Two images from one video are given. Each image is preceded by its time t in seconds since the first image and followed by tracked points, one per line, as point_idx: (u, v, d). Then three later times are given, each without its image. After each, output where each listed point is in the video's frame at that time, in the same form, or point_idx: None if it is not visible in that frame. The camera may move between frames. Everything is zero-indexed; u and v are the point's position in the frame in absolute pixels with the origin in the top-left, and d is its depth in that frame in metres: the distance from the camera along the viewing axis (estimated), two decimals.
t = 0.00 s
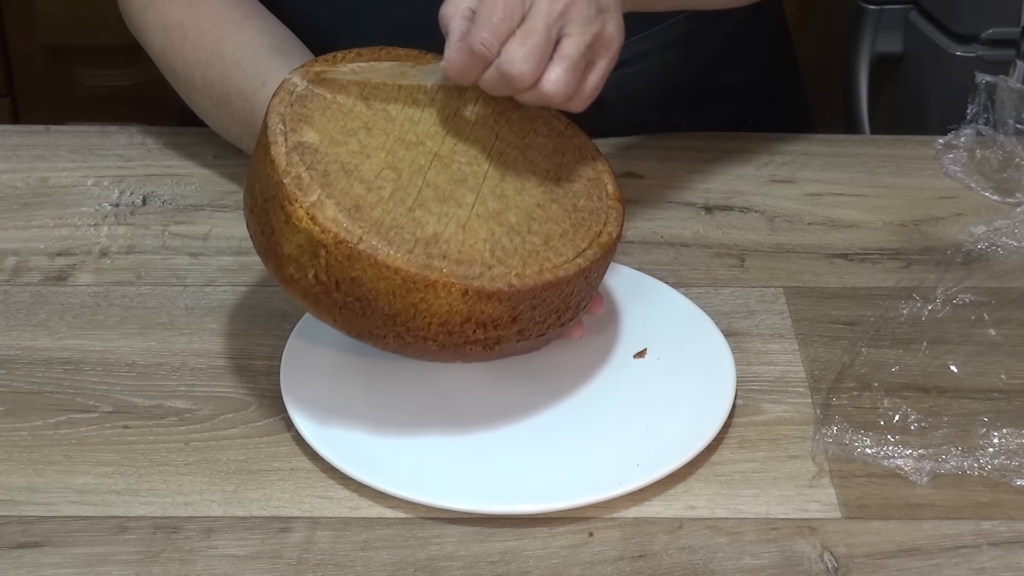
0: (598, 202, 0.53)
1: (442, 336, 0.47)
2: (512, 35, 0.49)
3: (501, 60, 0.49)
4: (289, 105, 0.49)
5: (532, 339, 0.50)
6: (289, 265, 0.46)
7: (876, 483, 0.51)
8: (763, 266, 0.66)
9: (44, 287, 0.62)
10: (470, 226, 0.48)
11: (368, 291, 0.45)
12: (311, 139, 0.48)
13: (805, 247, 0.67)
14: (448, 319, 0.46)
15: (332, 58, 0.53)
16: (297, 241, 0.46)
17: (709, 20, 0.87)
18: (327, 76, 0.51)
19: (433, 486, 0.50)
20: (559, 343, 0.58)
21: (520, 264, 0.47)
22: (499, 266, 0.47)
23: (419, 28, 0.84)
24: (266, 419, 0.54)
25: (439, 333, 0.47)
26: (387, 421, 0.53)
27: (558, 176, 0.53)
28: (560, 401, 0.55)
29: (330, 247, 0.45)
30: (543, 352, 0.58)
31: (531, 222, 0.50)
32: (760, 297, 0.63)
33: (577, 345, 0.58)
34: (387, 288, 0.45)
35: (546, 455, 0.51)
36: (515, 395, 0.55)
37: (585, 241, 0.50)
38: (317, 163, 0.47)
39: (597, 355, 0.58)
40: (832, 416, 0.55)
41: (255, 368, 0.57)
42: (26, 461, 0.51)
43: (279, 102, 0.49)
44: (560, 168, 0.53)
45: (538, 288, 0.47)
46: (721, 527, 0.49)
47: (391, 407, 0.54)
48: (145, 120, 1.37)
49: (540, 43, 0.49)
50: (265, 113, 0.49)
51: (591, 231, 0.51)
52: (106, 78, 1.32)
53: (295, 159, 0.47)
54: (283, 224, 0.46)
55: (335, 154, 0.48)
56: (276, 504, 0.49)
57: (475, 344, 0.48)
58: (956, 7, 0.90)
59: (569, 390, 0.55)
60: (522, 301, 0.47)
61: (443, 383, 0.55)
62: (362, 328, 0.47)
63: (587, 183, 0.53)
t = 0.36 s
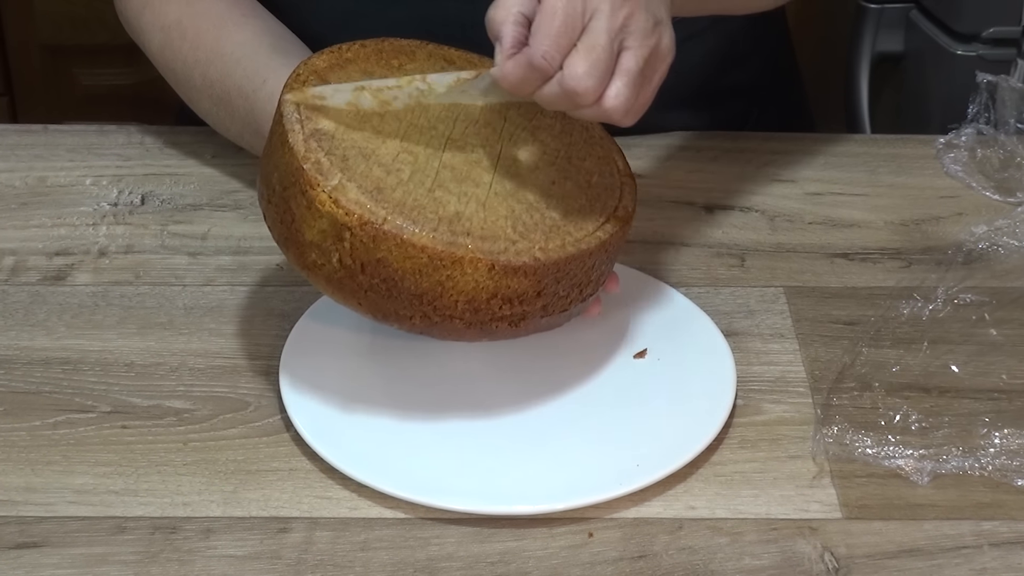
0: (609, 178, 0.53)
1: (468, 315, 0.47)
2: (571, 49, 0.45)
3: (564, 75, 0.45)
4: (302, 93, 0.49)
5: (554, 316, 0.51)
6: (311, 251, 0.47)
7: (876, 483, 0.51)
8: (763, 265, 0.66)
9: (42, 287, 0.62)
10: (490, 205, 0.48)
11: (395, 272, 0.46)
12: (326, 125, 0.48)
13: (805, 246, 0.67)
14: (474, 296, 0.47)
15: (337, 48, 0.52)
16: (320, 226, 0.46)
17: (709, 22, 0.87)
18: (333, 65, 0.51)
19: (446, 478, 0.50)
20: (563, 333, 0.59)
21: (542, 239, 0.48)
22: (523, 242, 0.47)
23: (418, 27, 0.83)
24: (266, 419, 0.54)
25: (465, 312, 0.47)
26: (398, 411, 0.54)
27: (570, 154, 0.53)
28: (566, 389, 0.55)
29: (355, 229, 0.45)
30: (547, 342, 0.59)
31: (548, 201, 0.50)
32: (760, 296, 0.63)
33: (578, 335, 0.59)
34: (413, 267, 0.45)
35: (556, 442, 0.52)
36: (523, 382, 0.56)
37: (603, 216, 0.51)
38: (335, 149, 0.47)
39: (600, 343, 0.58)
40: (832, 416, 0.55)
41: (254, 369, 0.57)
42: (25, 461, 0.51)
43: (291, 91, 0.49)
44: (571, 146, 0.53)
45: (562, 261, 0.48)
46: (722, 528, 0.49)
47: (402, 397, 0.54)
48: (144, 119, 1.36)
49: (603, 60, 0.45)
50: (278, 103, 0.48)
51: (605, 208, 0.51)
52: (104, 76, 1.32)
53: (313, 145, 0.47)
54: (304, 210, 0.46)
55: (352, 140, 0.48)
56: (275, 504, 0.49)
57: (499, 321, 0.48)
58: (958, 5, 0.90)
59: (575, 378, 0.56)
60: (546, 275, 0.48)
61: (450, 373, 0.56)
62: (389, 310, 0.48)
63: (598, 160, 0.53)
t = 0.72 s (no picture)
0: (614, 158, 0.52)
1: (479, 298, 0.48)
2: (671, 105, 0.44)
3: (666, 134, 0.44)
4: (304, 86, 0.49)
5: (563, 298, 0.50)
6: (321, 238, 0.47)
7: (877, 484, 0.51)
8: (763, 265, 0.66)
9: (41, 286, 0.62)
10: (498, 187, 0.48)
11: (406, 255, 0.46)
12: (331, 112, 0.48)
13: (805, 246, 0.67)
14: (485, 279, 0.47)
15: (337, 39, 0.53)
16: (330, 212, 0.46)
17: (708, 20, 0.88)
18: (334, 55, 0.52)
19: (451, 471, 0.50)
20: (561, 325, 0.60)
21: (552, 219, 0.48)
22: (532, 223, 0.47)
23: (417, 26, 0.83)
24: (265, 419, 0.54)
25: (476, 295, 0.47)
26: (401, 402, 0.54)
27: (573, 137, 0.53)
28: (566, 380, 0.56)
29: (366, 215, 0.45)
30: (549, 334, 0.59)
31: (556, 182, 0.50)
32: (761, 296, 0.63)
33: (575, 327, 0.59)
34: (425, 250, 0.45)
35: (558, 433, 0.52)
36: (525, 373, 0.56)
37: (609, 196, 0.51)
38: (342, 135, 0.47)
39: (599, 334, 0.59)
40: (833, 416, 0.55)
41: (253, 369, 0.57)
42: (23, 461, 0.50)
43: (294, 81, 0.50)
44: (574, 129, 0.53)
45: (571, 242, 0.48)
46: (722, 528, 0.49)
47: (404, 390, 0.55)
48: (143, 118, 1.36)
49: (705, 116, 0.44)
50: (285, 97, 0.49)
51: (612, 188, 0.51)
52: (102, 75, 1.31)
53: (321, 132, 0.47)
54: (313, 196, 0.46)
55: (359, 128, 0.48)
56: (274, 505, 0.49)
57: (510, 304, 0.48)
58: (959, 5, 0.90)
59: (575, 369, 0.56)
60: (556, 257, 0.48)
61: (453, 366, 0.56)
62: (400, 297, 0.48)
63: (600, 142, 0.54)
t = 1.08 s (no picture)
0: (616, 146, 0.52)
1: (490, 288, 0.49)
2: (767, 140, 0.45)
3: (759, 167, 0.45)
4: (306, 82, 0.49)
5: (571, 286, 0.51)
6: (331, 234, 0.47)
7: (877, 484, 0.51)
8: (763, 265, 0.65)
9: (39, 286, 0.61)
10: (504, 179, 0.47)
11: (416, 249, 0.46)
12: (333, 110, 0.48)
13: (806, 245, 0.67)
14: (495, 269, 0.48)
15: (334, 36, 0.52)
16: (339, 209, 0.46)
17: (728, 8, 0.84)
18: (332, 52, 0.51)
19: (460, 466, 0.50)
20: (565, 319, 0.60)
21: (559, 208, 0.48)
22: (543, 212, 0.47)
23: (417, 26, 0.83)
24: (263, 420, 0.54)
25: (487, 284, 0.48)
26: (406, 396, 0.54)
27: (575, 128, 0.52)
28: (569, 372, 0.56)
29: (375, 210, 0.45)
30: (552, 328, 0.59)
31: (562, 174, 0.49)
32: (761, 295, 0.63)
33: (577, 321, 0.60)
34: (435, 242, 0.46)
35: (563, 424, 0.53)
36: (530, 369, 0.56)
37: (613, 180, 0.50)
38: (346, 132, 0.47)
39: (601, 327, 0.59)
40: (834, 416, 0.55)
41: (251, 369, 0.57)
42: (21, 462, 0.50)
43: (294, 80, 0.49)
44: (576, 120, 0.53)
45: (578, 232, 0.48)
46: (722, 528, 0.48)
47: (410, 383, 0.55)
48: (142, 118, 1.36)
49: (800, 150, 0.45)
50: (286, 97, 0.48)
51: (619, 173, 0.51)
52: (101, 75, 1.31)
53: (325, 130, 0.47)
54: (321, 193, 0.47)
55: (362, 124, 0.48)
56: (273, 505, 0.49)
57: (519, 293, 0.49)
58: (960, 4, 0.90)
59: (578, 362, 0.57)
60: (563, 246, 0.48)
61: (458, 359, 0.57)
62: (410, 288, 0.49)
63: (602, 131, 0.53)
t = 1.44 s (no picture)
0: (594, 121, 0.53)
1: (479, 259, 0.48)
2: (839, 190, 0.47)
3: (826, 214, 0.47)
4: (288, 66, 0.49)
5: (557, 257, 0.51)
6: (320, 214, 0.48)
7: (878, 484, 0.51)
8: (763, 265, 0.65)
9: (37, 286, 0.61)
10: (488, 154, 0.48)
11: (405, 222, 0.47)
12: (317, 91, 0.48)
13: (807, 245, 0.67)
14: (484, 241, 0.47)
15: (314, 24, 0.52)
16: (327, 186, 0.47)
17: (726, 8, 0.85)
18: (313, 38, 0.52)
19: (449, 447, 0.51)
20: (555, 304, 0.61)
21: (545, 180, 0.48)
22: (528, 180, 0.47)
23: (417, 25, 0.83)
24: (262, 420, 0.54)
25: (476, 256, 0.48)
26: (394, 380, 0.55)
27: (554, 104, 0.52)
28: (561, 362, 0.56)
29: (363, 183, 0.46)
30: (537, 314, 0.60)
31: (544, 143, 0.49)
32: (761, 295, 0.63)
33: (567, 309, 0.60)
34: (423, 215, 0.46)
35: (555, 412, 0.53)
36: (521, 354, 0.57)
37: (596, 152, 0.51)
38: (329, 111, 0.47)
39: (593, 314, 0.60)
40: (835, 417, 0.55)
41: (250, 368, 0.57)
42: (19, 462, 0.50)
43: (277, 65, 0.50)
44: (554, 98, 0.53)
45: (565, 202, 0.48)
46: (723, 529, 0.48)
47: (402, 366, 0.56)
48: (140, 117, 1.36)
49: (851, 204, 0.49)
50: (270, 81, 0.49)
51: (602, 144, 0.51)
52: (100, 74, 1.31)
53: (309, 110, 0.47)
54: (308, 171, 0.47)
55: (345, 104, 0.48)
56: (272, 505, 0.49)
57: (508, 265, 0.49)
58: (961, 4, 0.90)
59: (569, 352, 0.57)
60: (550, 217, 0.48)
61: (445, 344, 0.57)
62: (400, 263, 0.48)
63: (582, 109, 0.53)
